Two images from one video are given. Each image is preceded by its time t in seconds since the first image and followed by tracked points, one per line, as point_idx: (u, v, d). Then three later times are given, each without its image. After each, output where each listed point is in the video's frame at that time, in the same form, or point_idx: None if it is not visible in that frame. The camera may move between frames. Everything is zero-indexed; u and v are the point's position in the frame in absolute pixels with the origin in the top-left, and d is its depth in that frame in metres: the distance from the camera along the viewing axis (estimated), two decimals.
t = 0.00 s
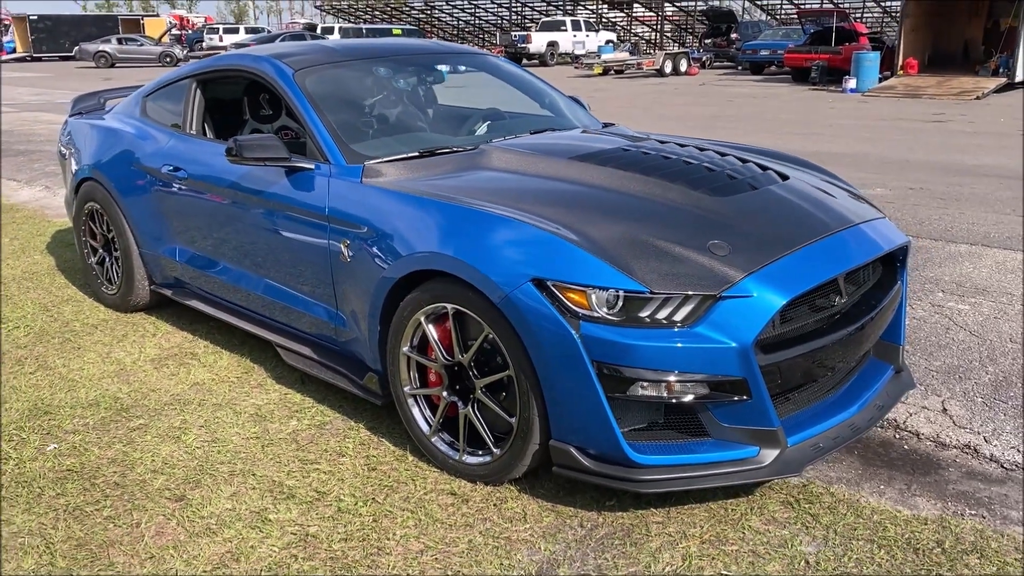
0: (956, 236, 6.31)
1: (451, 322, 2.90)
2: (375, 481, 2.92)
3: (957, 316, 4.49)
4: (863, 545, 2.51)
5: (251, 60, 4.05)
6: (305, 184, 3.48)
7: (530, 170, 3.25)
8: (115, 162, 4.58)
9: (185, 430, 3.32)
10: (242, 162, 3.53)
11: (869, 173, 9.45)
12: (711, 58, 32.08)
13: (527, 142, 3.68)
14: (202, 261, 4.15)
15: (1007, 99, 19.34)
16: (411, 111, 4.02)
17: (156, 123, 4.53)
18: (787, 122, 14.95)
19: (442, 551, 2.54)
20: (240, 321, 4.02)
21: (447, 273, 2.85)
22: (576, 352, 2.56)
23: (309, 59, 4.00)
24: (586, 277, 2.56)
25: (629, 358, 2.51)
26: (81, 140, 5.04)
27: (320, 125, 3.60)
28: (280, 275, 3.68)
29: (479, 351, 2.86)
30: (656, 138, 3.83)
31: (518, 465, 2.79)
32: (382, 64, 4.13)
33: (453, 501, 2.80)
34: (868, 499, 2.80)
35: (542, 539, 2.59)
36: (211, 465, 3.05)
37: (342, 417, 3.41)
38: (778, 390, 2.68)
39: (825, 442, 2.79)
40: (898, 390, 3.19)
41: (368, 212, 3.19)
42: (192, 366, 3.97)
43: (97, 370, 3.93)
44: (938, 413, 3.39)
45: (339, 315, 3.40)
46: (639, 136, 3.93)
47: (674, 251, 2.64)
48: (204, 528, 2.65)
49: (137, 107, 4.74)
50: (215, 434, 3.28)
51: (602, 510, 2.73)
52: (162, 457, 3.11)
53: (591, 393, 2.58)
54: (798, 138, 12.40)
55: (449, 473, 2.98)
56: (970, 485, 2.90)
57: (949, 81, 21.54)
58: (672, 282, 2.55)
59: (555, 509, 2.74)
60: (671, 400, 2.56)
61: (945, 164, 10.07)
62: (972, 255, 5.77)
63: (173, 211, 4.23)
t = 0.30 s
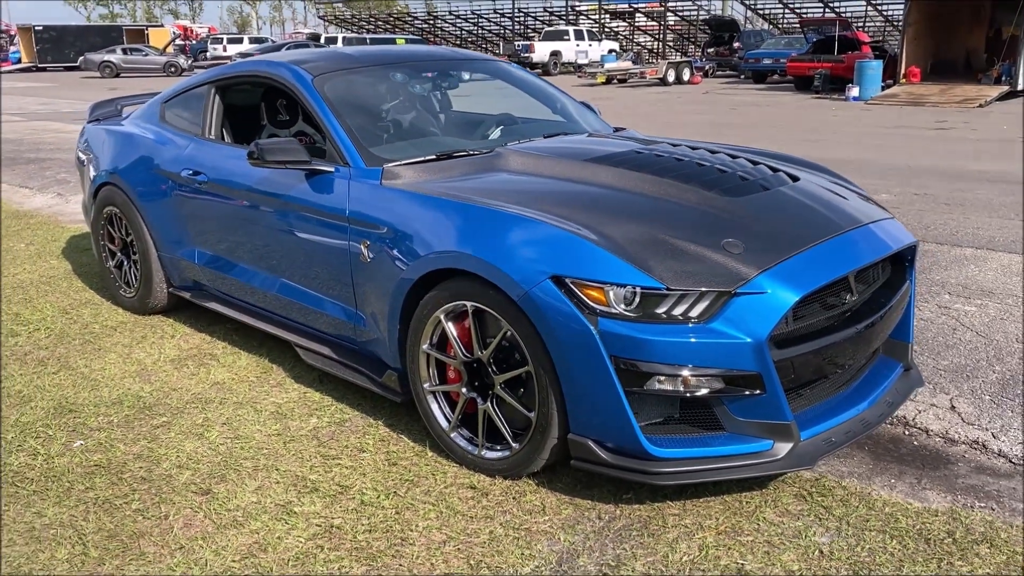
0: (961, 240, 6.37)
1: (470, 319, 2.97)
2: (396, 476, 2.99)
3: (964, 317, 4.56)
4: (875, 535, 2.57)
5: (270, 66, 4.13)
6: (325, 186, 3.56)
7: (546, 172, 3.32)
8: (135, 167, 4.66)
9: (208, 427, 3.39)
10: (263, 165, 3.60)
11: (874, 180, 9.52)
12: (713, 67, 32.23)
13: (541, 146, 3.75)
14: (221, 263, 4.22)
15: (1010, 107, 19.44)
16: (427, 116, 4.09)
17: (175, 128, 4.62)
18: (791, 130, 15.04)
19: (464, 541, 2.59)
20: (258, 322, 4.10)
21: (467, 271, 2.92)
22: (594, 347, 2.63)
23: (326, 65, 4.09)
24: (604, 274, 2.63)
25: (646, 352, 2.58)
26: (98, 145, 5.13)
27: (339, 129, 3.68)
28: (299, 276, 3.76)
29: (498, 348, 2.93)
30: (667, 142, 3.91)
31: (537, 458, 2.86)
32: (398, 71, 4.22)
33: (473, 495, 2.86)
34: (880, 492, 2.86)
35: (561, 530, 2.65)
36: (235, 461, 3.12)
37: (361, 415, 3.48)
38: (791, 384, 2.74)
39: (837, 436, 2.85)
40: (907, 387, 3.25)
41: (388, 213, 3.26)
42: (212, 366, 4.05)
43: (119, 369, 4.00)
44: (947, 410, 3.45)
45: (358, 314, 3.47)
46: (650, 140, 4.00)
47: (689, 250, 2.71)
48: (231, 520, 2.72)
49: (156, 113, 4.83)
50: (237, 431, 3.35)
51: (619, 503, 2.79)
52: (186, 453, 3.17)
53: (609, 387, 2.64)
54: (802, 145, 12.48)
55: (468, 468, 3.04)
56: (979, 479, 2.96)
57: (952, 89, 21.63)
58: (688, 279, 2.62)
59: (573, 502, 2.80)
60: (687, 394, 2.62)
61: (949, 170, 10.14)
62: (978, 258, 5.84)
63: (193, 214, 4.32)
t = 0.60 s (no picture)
0: (965, 245, 6.43)
1: (484, 317, 3.02)
2: (411, 471, 3.04)
3: (969, 319, 4.61)
4: (885, 527, 2.61)
5: (284, 71, 4.19)
6: (340, 188, 3.62)
7: (557, 173, 3.38)
8: (149, 172, 4.74)
9: (224, 425, 3.44)
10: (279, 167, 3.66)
11: (877, 187, 9.58)
12: (716, 78, 32.40)
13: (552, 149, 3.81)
14: (235, 265, 4.29)
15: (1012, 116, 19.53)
16: (440, 119, 4.14)
17: (190, 133, 4.69)
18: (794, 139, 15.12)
19: (479, 533, 2.64)
20: (273, 324, 4.16)
21: (481, 269, 2.98)
22: (607, 342, 2.68)
23: (340, 69, 4.16)
24: (616, 271, 2.68)
25: (658, 347, 2.63)
26: (113, 151, 5.20)
27: (353, 132, 3.74)
28: (313, 277, 3.82)
29: (512, 345, 2.98)
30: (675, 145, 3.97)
31: (551, 453, 2.91)
32: (411, 76, 4.27)
33: (487, 489, 2.91)
34: (888, 486, 2.90)
35: (575, 523, 2.70)
36: (253, 457, 3.17)
37: (375, 413, 3.53)
38: (801, 379, 2.79)
39: (846, 431, 2.89)
40: (914, 385, 3.30)
41: (402, 213, 3.32)
42: (227, 366, 4.10)
43: (135, 370, 4.06)
44: (953, 408, 3.50)
45: (372, 313, 3.53)
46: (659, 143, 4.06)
47: (700, 247, 2.77)
48: (250, 513, 2.76)
49: (170, 118, 4.90)
50: (254, 429, 3.41)
51: (632, 497, 2.84)
52: (204, 449, 3.23)
53: (622, 381, 2.69)
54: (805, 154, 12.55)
55: (482, 463, 3.09)
56: (986, 474, 3.00)
57: (954, 99, 21.71)
58: (700, 275, 2.67)
59: (586, 496, 2.85)
60: (698, 388, 2.67)
61: (952, 178, 10.20)
62: (981, 262, 5.89)
63: (207, 217, 4.39)
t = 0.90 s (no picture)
0: (967, 248, 6.44)
1: (487, 309, 3.04)
2: (415, 464, 3.05)
3: (971, 318, 4.61)
4: (888, 517, 2.61)
5: (289, 70, 4.22)
6: (343, 184, 3.64)
7: (559, 168, 3.40)
8: (153, 172, 4.77)
9: (228, 420, 3.45)
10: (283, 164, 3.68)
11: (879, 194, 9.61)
12: (717, 89, 32.52)
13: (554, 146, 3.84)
14: (239, 264, 4.31)
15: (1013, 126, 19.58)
16: (445, 120, 4.15)
17: (195, 134, 4.73)
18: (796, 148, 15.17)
19: (482, 523, 2.64)
20: (276, 322, 4.18)
21: (484, 261, 2.99)
22: (610, 332, 2.69)
23: (343, 68, 4.19)
24: (619, 261, 2.70)
25: (661, 337, 2.64)
26: (117, 153, 5.24)
27: (356, 129, 3.77)
28: (316, 273, 3.84)
29: (514, 337, 2.99)
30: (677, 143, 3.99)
31: (554, 445, 2.91)
32: (414, 75, 4.29)
33: (490, 481, 2.92)
34: (891, 478, 2.90)
35: (578, 513, 2.70)
36: (256, 450, 3.18)
37: (378, 409, 3.54)
38: (803, 370, 2.80)
39: (848, 423, 2.90)
40: (916, 379, 3.31)
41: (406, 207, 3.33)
42: (230, 364, 4.12)
43: (140, 367, 4.08)
44: (956, 403, 3.50)
45: (375, 309, 3.54)
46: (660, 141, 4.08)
47: (701, 237, 2.78)
48: (253, 504, 2.77)
49: (175, 120, 4.94)
50: (257, 424, 3.42)
51: (634, 488, 2.84)
52: (207, 443, 3.24)
53: (624, 371, 2.70)
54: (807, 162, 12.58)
55: (485, 456, 3.10)
56: (989, 466, 3.00)
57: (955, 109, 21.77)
58: (702, 265, 2.68)
59: (589, 487, 2.85)
60: (701, 378, 2.68)
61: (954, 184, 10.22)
62: (983, 264, 5.90)
63: (211, 216, 4.41)
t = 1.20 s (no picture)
0: (967, 249, 6.45)
1: (484, 295, 3.04)
2: (411, 451, 3.04)
3: (970, 314, 4.61)
4: (886, 499, 2.60)
5: (290, 66, 4.23)
6: (341, 175, 3.64)
7: (557, 157, 3.41)
8: (153, 169, 4.78)
9: (225, 410, 3.44)
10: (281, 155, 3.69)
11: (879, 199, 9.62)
12: (718, 101, 32.65)
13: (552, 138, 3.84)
14: (237, 259, 4.31)
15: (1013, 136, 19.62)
16: (445, 117, 4.08)
17: (194, 130, 4.74)
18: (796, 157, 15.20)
19: (478, 505, 2.63)
20: (275, 316, 4.18)
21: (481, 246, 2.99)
22: (607, 315, 2.68)
23: (342, 63, 4.19)
24: (615, 243, 2.69)
25: (658, 319, 2.63)
26: (117, 151, 5.25)
27: (355, 121, 3.78)
28: (314, 265, 3.84)
29: (511, 322, 2.99)
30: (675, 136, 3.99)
31: (550, 430, 2.91)
32: (414, 70, 4.28)
33: (487, 467, 2.91)
34: (890, 464, 2.89)
35: (574, 496, 2.68)
36: (252, 438, 3.17)
37: (375, 399, 3.54)
38: (800, 354, 2.79)
39: (846, 408, 2.89)
40: (914, 368, 3.30)
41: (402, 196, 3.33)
42: (228, 358, 4.12)
43: (138, 361, 4.08)
44: (955, 393, 3.49)
45: (372, 299, 3.54)
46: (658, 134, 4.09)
47: (698, 221, 2.78)
48: (249, 488, 2.76)
49: (174, 117, 4.96)
50: (254, 414, 3.41)
51: (631, 473, 2.83)
52: (204, 432, 3.23)
53: (621, 354, 2.69)
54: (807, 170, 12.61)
55: (482, 443, 3.10)
56: (988, 453, 2.99)
57: (955, 120, 21.84)
58: (699, 248, 2.67)
59: (585, 472, 2.84)
60: (697, 360, 2.67)
61: (954, 190, 10.24)
62: (983, 264, 5.89)
63: (210, 211, 4.42)
